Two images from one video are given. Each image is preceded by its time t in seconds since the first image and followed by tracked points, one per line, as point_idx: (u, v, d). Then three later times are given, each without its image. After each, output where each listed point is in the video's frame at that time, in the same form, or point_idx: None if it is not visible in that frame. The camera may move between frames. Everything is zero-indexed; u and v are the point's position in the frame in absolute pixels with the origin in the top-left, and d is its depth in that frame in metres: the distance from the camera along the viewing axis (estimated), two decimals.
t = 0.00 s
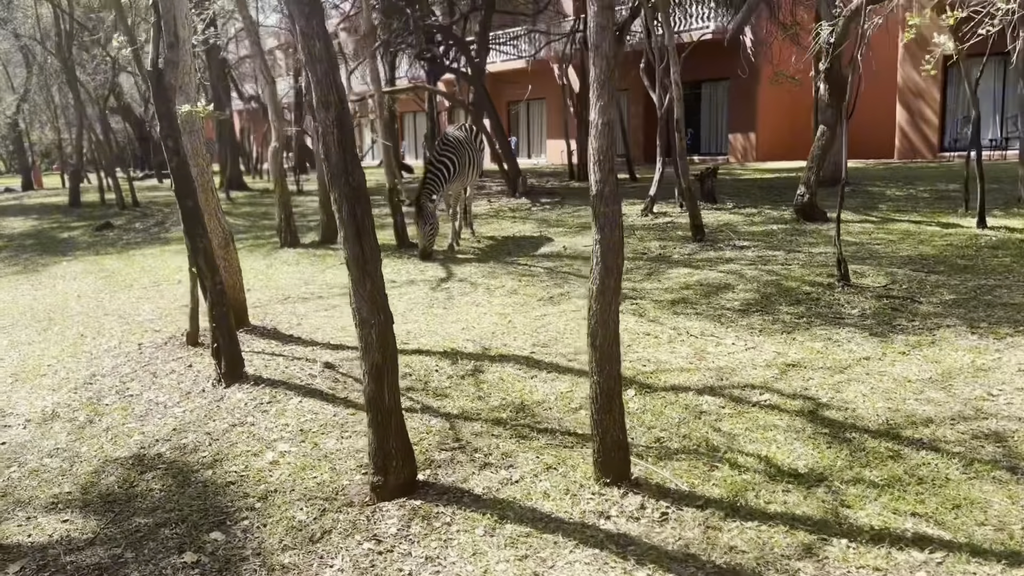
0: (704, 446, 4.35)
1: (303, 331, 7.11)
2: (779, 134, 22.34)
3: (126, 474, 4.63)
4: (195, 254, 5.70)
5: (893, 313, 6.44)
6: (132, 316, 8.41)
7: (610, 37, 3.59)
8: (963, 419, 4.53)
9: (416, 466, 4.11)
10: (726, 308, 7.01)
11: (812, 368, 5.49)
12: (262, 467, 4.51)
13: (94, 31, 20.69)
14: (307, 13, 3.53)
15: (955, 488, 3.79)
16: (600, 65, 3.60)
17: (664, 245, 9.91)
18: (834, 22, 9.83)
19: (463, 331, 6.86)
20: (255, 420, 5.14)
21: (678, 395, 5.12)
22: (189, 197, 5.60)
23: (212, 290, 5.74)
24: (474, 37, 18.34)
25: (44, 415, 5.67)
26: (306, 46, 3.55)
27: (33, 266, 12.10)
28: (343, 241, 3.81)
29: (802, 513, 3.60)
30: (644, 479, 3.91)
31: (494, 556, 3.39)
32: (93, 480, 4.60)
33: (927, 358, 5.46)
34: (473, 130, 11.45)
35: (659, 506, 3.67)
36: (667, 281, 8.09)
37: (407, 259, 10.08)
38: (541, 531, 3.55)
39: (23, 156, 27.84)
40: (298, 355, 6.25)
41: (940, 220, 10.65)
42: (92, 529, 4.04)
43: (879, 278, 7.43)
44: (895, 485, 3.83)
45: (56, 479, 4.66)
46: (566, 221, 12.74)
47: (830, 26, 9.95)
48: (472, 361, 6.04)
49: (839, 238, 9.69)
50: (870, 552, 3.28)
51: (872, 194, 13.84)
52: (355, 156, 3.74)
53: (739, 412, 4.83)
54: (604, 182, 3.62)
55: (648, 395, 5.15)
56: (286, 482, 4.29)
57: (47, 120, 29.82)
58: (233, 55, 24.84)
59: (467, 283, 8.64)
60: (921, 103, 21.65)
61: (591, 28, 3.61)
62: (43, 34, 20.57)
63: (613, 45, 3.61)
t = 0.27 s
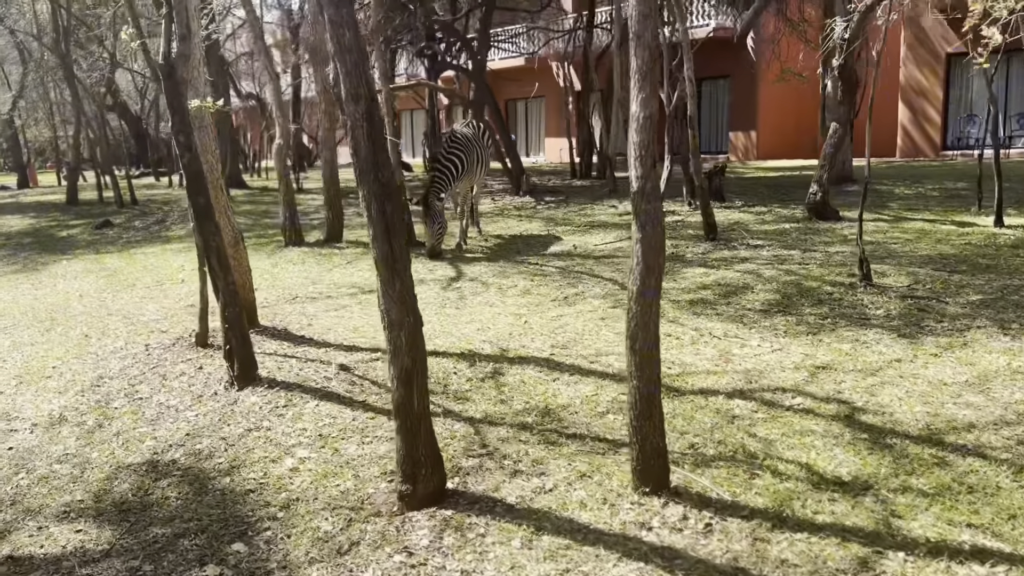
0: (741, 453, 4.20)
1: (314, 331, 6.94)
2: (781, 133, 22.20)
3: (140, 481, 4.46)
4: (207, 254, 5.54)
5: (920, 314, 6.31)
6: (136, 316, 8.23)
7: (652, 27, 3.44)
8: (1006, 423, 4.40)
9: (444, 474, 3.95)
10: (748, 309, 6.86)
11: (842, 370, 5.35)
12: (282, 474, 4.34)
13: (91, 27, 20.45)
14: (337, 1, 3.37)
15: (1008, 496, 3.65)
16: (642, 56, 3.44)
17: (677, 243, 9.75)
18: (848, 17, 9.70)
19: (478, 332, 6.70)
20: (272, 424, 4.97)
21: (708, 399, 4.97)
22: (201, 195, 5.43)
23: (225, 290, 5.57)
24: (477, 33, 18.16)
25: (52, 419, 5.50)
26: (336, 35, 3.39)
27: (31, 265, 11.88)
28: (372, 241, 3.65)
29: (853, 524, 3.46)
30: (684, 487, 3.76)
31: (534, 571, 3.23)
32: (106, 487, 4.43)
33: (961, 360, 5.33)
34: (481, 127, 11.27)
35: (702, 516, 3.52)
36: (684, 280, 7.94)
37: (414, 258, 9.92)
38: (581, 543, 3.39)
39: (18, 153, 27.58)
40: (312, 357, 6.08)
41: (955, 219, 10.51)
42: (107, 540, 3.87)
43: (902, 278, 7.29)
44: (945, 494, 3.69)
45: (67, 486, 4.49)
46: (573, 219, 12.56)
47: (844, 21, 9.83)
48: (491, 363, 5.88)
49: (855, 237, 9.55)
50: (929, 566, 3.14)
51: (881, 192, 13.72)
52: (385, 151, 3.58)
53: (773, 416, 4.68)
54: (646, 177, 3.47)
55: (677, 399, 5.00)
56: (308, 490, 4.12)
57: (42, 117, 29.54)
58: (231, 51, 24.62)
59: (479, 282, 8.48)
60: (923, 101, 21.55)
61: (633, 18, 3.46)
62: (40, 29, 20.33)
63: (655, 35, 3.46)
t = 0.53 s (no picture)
0: (783, 465, 4.02)
1: (323, 335, 6.73)
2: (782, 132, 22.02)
3: (150, 495, 4.25)
4: (216, 256, 5.32)
5: (949, 317, 6.16)
6: (137, 319, 7.98)
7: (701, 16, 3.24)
8: None
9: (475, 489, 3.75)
10: (770, 312, 6.67)
11: (877, 376, 5.17)
12: (300, 487, 4.14)
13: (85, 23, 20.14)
14: None
15: None
16: (689, 48, 3.25)
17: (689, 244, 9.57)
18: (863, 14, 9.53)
19: (493, 336, 6.49)
20: (286, 433, 4.77)
21: (741, 407, 4.79)
22: (210, 195, 5.22)
23: (234, 293, 5.35)
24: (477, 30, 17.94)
25: (54, 428, 5.28)
26: (366, 26, 3.19)
27: (26, 266, 11.62)
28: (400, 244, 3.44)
29: (912, 543, 3.28)
30: (729, 503, 3.58)
31: None
32: (115, 502, 4.22)
33: (999, 366, 5.17)
34: (487, 126, 11.04)
35: (752, 535, 3.34)
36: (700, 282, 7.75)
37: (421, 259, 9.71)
38: (625, 565, 3.20)
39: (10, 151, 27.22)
40: (324, 362, 5.87)
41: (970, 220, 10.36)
42: (119, 559, 3.66)
43: (926, 281, 7.12)
44: (1004, 511, 3.52)
45: (74, 501, 4.28)
46: (579, 218, 12.35)
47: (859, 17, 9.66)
48: (510, 368, 5.68)
49: (870, 237, 9.38)
50: None
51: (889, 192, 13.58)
52: (416, 148, 3.37)
53: (811, 426, 4.50)
54: (693, 176, 3.28)
55: (709, 407, 4.81)
56: (329, 506, 3.92)
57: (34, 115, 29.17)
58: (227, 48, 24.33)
59: (490, 284, 8.28)
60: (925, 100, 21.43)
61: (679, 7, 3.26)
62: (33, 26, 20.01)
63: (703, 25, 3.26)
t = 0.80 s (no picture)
0: (820, 482, 3.85)
1: (329, 341, 6.53)
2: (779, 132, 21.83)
3: (155, 514, 4.05)
4: (221, 261, 5.12)
5: (974, 324, 6.03)
6: (134, 325, 7.76)
7: (746, 11, 3.06)
8: None
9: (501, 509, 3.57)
10: (788, 318, 6.51)
11: (906, 386, 5.01)
12: (314, 506, 3.95)
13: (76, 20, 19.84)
14: None
15: None
16: (734, 44, 3.06)
17: (696, 246, 9.40)
18: (873, 13, 9.39)
19: (505, 342, 6.30)
20: (296, 447, 4.57)
21: (769, 419, 4.62)
22: (215, 198, 5.01)
23: (239, 300, 5.14)
24: (475, 28, 17.74)
25: (52, 440, 5.07)
26: (392, 21, 3.00)
27: (18, 268, 11.35)
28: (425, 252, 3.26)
29: (967, 567, 3.12)
30: (770, 524, 3.40)
31: None
32: (119, 521, 4.02)
33: None
34: (490, 126, 10.83)
35: (798, 559, 3.16)
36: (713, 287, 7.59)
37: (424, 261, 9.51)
38: None
39: None
40: (332, 371, 5.68)
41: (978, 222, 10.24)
42: None
43: (945, 285, 6.99)
44: None
45: (75, 519, 4.07)
46: (581, 219, 12.18)
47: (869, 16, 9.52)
48: (525, 377, 5.49)
49: (880, 239, 9.25)
50: None
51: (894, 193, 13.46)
52: (442, 151, 3.19)
53: (844, 438, 4.33)
54: (737, 180, 3.10)
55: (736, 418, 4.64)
56: (346, 526, 3.73)
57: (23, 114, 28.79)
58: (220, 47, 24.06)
59: (497, 287, 8.09)
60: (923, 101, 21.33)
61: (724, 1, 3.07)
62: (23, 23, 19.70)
63: (749, 21, 3.07)
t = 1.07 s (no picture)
0: (857, 490, 3.72)
1: (333, 344, 6.36)
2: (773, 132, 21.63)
3: (163, 526, 3.87)
4: (227, 263, 4.95)
5: (992, 326, 5.96)
6: (130, 327, 7.56)
7: None
8: None
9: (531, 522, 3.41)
10: (802, 320, 6.39)
11: (931, 389, 4.90)
12: (331, 517, 3.79)
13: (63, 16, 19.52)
14: None
15: None
16: (780, 36, 2.93)
17: (701, 247, 9.28)
18: (878, 11, 9.30)
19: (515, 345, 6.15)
20: (308, 455, 4.41)
21: (795, 424, 4.50)
22: (220, 197, 4.85)
23: (246, 302, 4.97)
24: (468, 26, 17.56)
25: (51, 448, 4.88)
26: (424, 10, 2.85)
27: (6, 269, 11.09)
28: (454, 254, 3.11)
29: None
30: (812, 536, 3.27)
31: None
32: (125, 534, 3.85)
33: None
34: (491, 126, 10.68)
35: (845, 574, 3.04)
36: (722, 288, 7.47)
37: (424, 262, 9.35)
38: None
39: None
40: (339, 374, 5.52)
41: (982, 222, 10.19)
42: None
43: (958, 286, 6.90)
44: None
45: (79, 533, 3.89)
46: (580, 218, 12.04)
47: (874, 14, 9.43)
48: (539, 381, 5.34)
49: (886, 240, 9.16)
50: None
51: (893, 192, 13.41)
52: (474, 148, 3.04)
53: (875, 444, 4.21)
54: (782, 178, 2.97)
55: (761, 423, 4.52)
56: (366, 540, 3.57)
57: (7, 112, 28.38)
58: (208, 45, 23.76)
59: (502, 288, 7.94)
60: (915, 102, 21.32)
61: None
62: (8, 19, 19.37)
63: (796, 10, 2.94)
